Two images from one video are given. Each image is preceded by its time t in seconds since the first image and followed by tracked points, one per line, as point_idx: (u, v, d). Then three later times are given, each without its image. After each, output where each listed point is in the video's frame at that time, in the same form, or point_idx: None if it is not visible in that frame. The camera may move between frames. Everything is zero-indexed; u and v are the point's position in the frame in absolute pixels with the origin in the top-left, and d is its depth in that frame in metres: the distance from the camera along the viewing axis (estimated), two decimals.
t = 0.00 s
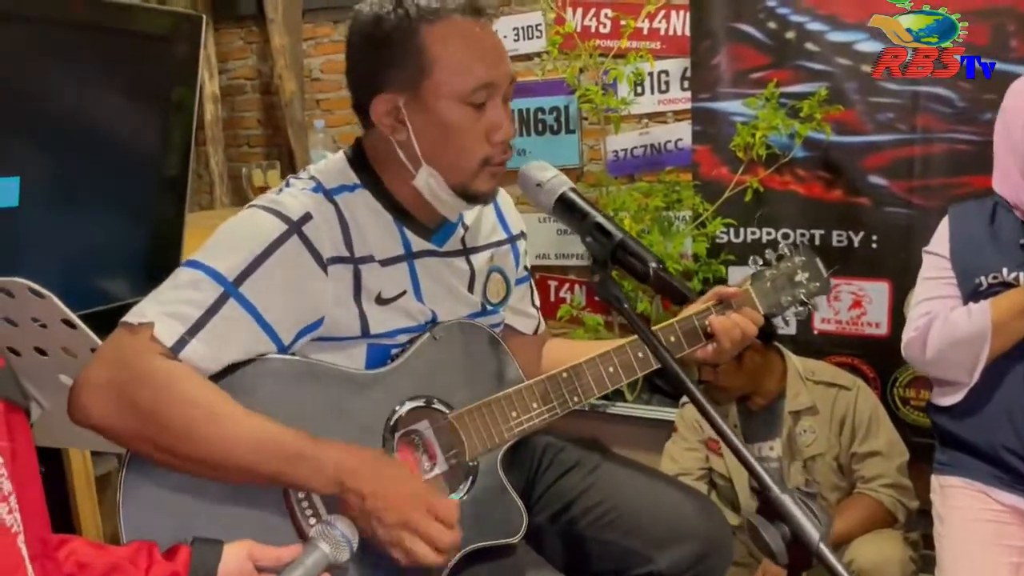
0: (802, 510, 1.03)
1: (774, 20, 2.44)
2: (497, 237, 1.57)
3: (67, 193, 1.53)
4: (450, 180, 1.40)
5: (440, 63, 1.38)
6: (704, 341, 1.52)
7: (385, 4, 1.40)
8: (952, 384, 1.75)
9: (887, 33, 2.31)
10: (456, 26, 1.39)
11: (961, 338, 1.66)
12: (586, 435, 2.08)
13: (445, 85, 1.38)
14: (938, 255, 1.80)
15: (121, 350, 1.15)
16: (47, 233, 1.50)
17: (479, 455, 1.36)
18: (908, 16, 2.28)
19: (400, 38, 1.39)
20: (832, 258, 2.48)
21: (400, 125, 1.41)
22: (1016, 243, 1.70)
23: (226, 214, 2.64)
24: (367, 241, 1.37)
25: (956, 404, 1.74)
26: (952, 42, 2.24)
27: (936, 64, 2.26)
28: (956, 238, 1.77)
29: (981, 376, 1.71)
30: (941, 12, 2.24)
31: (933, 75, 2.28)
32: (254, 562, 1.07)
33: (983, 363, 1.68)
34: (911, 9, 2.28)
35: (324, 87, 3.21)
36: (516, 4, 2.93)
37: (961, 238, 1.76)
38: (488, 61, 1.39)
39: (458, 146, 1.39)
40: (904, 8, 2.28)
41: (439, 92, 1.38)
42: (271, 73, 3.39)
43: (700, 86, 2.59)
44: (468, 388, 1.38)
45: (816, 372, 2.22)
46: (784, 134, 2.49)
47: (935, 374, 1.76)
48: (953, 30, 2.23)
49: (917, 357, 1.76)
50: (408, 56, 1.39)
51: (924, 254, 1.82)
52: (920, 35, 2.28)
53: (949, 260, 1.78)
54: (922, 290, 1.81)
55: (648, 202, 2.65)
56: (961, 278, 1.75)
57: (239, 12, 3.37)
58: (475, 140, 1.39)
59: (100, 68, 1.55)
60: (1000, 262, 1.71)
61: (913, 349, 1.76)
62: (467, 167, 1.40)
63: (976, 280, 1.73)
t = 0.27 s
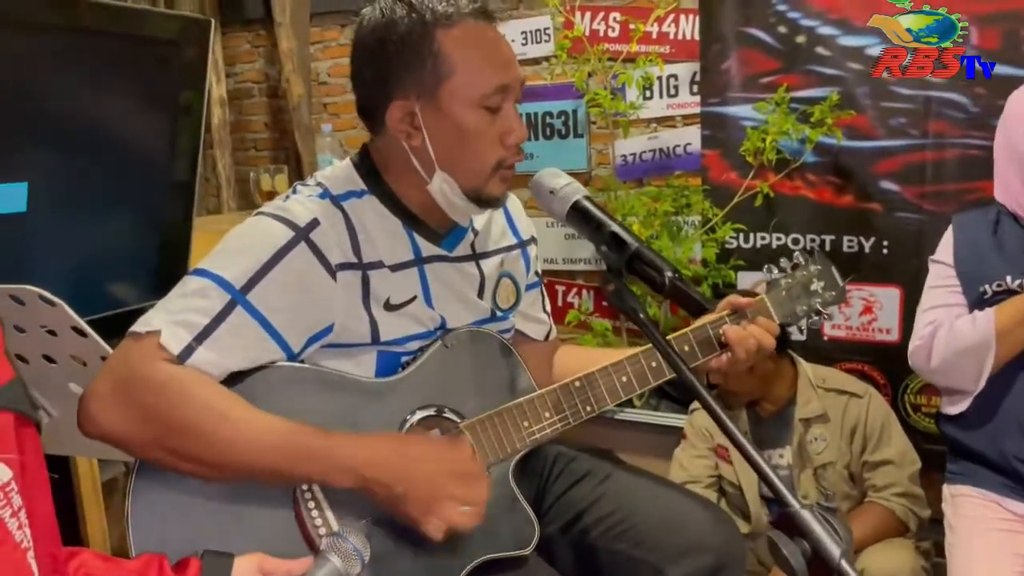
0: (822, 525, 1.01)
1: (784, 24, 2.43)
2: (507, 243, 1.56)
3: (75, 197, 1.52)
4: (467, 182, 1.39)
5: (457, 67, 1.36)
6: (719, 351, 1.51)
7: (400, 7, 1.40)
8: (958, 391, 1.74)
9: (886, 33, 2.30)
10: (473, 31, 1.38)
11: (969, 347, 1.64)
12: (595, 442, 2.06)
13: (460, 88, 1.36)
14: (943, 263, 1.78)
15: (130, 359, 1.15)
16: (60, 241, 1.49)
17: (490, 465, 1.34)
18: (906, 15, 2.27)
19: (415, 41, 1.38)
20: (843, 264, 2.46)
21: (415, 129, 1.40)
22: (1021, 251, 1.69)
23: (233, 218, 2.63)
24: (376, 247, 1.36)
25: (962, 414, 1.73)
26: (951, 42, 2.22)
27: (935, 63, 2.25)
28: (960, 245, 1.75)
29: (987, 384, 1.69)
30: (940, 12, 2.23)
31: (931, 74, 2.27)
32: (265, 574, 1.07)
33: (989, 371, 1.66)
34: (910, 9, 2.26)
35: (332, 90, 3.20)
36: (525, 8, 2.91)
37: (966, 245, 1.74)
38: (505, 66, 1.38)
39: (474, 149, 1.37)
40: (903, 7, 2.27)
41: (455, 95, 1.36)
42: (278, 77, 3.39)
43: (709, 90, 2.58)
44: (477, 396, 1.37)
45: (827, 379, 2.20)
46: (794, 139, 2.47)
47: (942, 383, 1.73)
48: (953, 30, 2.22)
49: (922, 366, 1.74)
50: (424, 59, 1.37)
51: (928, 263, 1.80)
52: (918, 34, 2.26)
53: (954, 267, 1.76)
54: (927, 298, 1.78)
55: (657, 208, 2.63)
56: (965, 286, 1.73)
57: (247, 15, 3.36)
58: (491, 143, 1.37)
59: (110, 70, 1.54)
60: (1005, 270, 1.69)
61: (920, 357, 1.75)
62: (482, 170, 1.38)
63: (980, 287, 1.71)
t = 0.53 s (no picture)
0: (830, 536, 0.98)
1: (790, 27, 2.41)
2: (511, 248, 1.55)
3: (80, 200, 1.51)
4: (470, 189, 1.38)
5: (460, 72, 1.35)
6: (725, 355, 1.49)
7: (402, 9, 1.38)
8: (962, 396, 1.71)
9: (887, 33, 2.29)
10: (476, 35, 1.37)
11: (970, 350, 1.62)
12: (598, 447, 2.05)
13: (463, 94, 1.35)
14: (948, 268, 1.78)
15: (126, 364, 1.13)
16: (65, 241, 1.49)
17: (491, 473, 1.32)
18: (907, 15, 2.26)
19: (417, 45, 1.37)
20: (848, 268, 2.45)
21: (417, 135, 1.39)
22: None
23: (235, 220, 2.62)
24: (377, 252, 1.35)
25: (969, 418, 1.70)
26: (951, 41, 2.22)
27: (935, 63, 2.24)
28: (965, 250, 1.74)
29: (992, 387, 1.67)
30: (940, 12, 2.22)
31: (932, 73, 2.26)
32: None
33: (993, 373, 1.63)
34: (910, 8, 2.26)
35: (335, 93, 3.19)
36: (529, 11, 2.90)
37: (970, 249, 1.73)
38: (510, 72, 1.37)
39: (475, 156, 1.36)
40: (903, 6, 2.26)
41: (458, 101, 1.35)
42: (282, 80, 3.38)
43: (714, 93, 2.56)
44: (480, 403, 1.35)
45: (830, 386, 2.18)
46: (800, 142, 2.45)
47: (945, 386, 1.71)
48: (953, 30, 2.21)
49: (926, 369, 1.72)
50: (426, 64, 1.36)
51: (934, 268, 1.80)
52: (919, 34, 2.26)
53: (959, 271, 1.75)
54: (932, 302, 1.77)
55: (661, 211, 2.56)
56: (970, 289, 1.72)
57: (250, 18, 3.35)
58: (492, 150, 1.36)
59: (112, 70, 1.53)
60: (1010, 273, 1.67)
61: (923, 361, 1.73)
62: (483, 178, 1.37)
63: (985, 291, 1.69)
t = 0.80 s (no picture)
0: (835, 548, 0.95)
1: (791, 30, 2.40)
2: (513, 253, 1.54)
3: (86, 202, 1.51)
4: (470, 198, 1.37)
5: (461, 81, 1.33)
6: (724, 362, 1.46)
7: (405, 14, 1.37)
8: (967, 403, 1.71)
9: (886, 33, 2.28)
10: (479, 42, 1.35)
11: (979, 357, 1.62)
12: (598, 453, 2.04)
13: (463, 103, 1.34)
14: (954, 274, 1.76)
15: (121, 372, 1.12)
16: (69, 243, 1.49)
17: (490, 482, 1.31)
18: (907, 15, 2.25)
19: (419, 52, 1.35)
20: (849, 273, 2.43)
21: (418, 143, 1.38)
22: None
23: (234, 223, 2.61)
24: (377, 258, 1.34)
25: (973, 426, 1.70)
26: (951, 42, 2.21)
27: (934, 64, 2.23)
28: (971, 256, 1.72)
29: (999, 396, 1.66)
30: (940, 12, 2.22)
31: (931, 74, 2.25)
32: None
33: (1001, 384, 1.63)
34: (910, 9, 2.25)
35: (334, 95, 3.18)
36: (529, 14, 2.89)
37: (977, 256, 1.72)
38: (514, 79, 1.35)
39: (476, 166, 1.35)
40: (903, 6, 2.25)
41: (458, 110, 1.34)
42: (281, 82, 3.37)
43: (715, 96, 2.55)
44: (479, 411, 1.34)
45: (833, 391, 2.17)
46: (801, 146, 2.44)
47: (951, 394, 1.71)
48: (953, 31, 2.20)
49: (931, 377, 1.71)
50: (427, 72, 1.35)
51: (940, 273, 1.79)
52: (918, 34, 2.25)
53: (966, 277, 1.73)
54: (939, 308, 1.76)
55: (662, 215, 2.57)
56: (978, 297, 1.70)
57: (250, 19, 3.34)
58: (493, 159, 1.35)
59: (111, 71, 1.51)
60: (1018, 281, 1.65)
61: (928, 368, 1.72)
62: (483, 188, 1.36)
63: (993, 299, 1.68)
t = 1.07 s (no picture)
0: (844, 559, 0.92)
1: (791, 33, 2.40)
2: (514, 259, 1.53)
3: (87, 204, 1.50)
4: (462, 198, 1.35)
5: (449, 80, 1.33)
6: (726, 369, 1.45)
7: (398, 16, 1.38)
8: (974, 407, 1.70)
9: (885, 33, 2.28)
10: (468, 40, 1.34)
11: (989, 361, 1.60)
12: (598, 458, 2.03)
13: (452, 101, 1.32)
14: (964, 274, 1.75)
15: (119, 376, 1.11)
16: (69, 243, 1.48)
17: (492, 490, 1.30)
18: (906, 16, 2.25)
19: (410, 52, 1.35)
20: (849, 276, 2.43)
21: (410, 143, 1.37)
22: None
23: (232, 226, 2.59)
24: (379, 263, 1.33)
25: (982, 430, 1.69)
26: (952, 42, 2.20)
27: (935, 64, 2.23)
28: (982, 257, 1.72)
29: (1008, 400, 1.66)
30: (940, 12, 2.21)
31: (931, 74, 2.24)
32: None
33: (1009, 388, 1.62)
34: (910, 9, 2.24)
35: (332, 97, 3.17)
36: (528, 16, 2.88)
37: (988, 258, 1.72)
38: (504, 76, 1.34)
39: (467, 165, 1.33)
40: (903, 7, 2.24)
41: (447, 108, 1.33)
42: (279, 84, 3.35)
43: (715, 99, 2.54)
44: (482, 419, 1.33)
45: (834, 395, 2.16)
46: (801, 150, 2.43)
47: (958, 397, 1.70)
48: (953, 30, 2.20)
49: (939, 380, 1.69)
50: (417, 72, 1.35)
51: (949, 274, 1.78)
52: (918, 35, 2.24)
53: (977, 279, 1.73)
54: (947, 310, 1.75)
55: (661, 218, 2.54)
56: (988, 299, 1.70)
57: (248, 21, 3.33)
58: (485, 158, 1.33)
59: (109, 72, 1.50)
60: None
61: (937, 371, 1.71)
62: (476, 189, 1.34)
63: (1004, 302, 1.68)
